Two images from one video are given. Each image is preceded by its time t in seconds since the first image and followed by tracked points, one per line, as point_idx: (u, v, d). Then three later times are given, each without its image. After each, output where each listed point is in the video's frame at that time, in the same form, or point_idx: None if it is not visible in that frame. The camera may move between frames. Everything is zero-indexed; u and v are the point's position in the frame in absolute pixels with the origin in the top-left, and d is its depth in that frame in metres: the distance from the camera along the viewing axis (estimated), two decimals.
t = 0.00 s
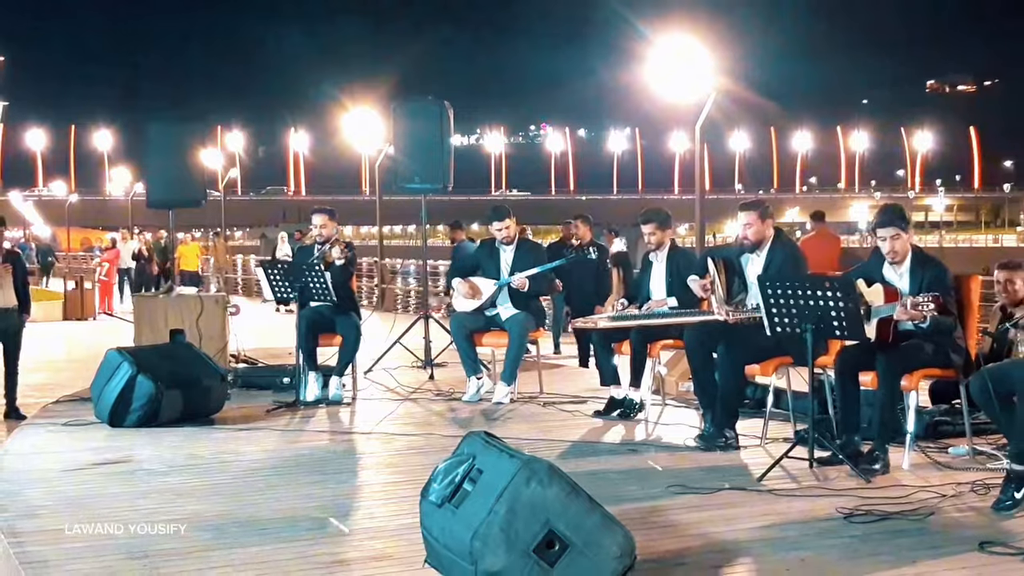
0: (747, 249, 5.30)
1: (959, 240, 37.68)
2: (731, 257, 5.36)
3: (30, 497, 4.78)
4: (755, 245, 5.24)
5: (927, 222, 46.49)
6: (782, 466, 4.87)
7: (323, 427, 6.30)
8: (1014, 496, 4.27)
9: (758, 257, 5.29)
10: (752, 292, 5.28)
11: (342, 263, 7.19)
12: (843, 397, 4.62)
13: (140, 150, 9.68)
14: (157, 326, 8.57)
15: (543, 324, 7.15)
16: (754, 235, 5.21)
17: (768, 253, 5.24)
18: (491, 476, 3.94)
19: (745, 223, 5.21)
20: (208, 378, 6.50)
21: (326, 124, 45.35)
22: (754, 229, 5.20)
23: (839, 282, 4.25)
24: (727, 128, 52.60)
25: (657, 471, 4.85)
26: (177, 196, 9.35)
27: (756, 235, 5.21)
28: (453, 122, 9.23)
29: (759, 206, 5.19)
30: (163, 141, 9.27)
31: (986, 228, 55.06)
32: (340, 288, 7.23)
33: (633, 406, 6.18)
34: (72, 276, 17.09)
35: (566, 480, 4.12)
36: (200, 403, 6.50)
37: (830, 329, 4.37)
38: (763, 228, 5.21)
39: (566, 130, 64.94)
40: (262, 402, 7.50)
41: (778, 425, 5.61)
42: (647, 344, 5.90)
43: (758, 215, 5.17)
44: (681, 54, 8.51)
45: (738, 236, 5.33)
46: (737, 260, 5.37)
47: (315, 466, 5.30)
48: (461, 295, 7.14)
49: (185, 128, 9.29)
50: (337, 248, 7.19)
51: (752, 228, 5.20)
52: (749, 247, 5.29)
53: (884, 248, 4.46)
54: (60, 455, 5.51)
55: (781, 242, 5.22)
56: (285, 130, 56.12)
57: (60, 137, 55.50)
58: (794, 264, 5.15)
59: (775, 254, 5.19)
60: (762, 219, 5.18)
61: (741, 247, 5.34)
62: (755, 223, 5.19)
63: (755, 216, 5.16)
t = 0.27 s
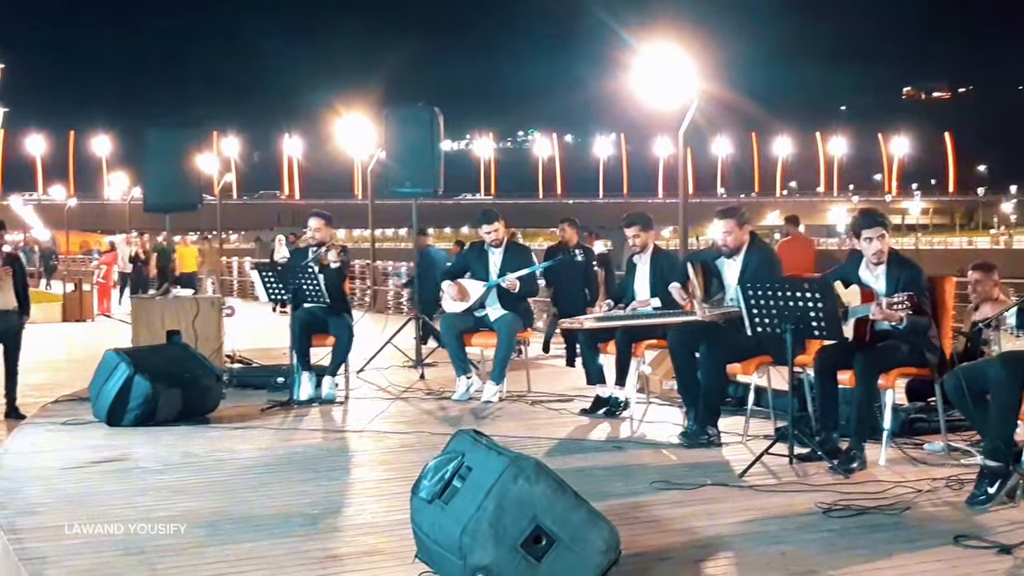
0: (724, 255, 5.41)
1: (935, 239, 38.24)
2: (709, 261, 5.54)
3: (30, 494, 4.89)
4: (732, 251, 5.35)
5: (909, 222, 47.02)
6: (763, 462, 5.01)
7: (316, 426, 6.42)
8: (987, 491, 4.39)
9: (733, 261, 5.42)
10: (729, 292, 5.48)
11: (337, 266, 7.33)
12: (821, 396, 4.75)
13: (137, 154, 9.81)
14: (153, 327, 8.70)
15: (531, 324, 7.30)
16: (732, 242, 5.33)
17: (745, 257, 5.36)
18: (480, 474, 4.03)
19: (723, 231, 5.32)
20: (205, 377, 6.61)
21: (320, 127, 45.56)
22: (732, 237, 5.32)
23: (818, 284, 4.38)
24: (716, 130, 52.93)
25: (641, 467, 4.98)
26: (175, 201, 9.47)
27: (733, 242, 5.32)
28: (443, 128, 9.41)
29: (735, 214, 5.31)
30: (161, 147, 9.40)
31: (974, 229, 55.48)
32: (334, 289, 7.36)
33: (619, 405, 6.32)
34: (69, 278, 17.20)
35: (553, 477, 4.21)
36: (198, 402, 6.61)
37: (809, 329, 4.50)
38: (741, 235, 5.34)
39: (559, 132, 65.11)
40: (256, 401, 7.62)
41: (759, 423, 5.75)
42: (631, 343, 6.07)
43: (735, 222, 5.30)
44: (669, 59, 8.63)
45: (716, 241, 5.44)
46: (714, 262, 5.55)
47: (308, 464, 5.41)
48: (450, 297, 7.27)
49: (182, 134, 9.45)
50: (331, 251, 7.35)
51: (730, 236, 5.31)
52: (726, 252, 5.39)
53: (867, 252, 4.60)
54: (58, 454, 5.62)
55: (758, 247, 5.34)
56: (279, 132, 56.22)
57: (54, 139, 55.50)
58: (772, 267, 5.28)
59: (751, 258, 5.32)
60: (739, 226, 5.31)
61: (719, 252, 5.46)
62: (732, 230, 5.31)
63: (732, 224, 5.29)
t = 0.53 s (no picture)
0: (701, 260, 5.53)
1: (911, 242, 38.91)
2: (686, 264, 5.69)
3: (27, 493, 4.99)
4: (709, 256, 5.48)
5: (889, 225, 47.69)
6: (743, 460, 5.15)
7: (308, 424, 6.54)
8: (961, 487, 4.55)
9: (709, 266, 5.55)
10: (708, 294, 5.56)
11: (324, 266, 7.49)
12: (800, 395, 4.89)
13: (132, 159, 9.92)
14: (148, 328, 8.81)
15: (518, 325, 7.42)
16: (709, 247, 5.45)
17: (721, 262, 5.49)
18: (467, 471, 4.10)
19: (699, 237, 5.42)
20: (199, 377, 6.72)
21: (311, 130, 45.77)
22: (707, 243, 5.43)
23: (797, 286, 4.51)
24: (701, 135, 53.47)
25: (626, 465, 5.11)
26: (168, 205, 9.60)
27: (709, 248, 5.45)
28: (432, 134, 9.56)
29: (709, 219, 5.40)
30: (155, 152, 9.53)
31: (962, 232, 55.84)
32: (323, 290, 7.50)
33: (604, 404, 6.50)
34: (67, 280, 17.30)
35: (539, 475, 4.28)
36: (191, 402, 6.72)
37: (788, 330, 4.63)
38: (716, 240, 5.46)
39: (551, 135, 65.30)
40: (249, 401, 7.73)
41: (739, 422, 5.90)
42: (616, 344, 6.20)
43: (709, 228, 5.39)
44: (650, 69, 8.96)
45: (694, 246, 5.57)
46: (692, 267, 5.68)
47: (300, 462, 5.53)
48: (439, 299, 7.38)
49: (176, 141, 9.57)
50: (320, 252, 7.54)
51: (706, 242, 5.43)
52: (703, 258, 5.53)
53: (844, 255, 4.73)
54: (55, 452, 5.72)
55: (734, 251, 5.47)
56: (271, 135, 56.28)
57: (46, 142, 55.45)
58: (750, 270, 5.42)
59: (727, 261, 5.46)
60: (713, 231, 5.41)
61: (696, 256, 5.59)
62: (706, 236, 5.42)
63: (705, 231, 5.38)
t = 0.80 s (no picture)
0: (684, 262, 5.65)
1: (888, 246, 39.18)
2: (669, 267, 5.81)
3: (26, 490, 5.10)
4: (692, 259, 5.59)
5: (870, 229, 48.01)
6: (725, 458, 5.28)
7: (300, 423, 6.67)
8: (936, 484, 4.67)
9: (692, 268, 5.67)
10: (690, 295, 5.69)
11: (321, 268, 7.66)
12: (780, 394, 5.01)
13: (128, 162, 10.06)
14: (145, 329, 8.94)
15: (507, 326, 7.58)
16: (692, 250, 5.56)
17: (703, 264, 5.61)
18: (455, 468, 4.14)
19: (682, 241, 5.53)
20: (194, 377, 6.83)
21: (304, 133, 45.90)
22: (690, 246, 5.53)
23: (777, 287, 4.62)
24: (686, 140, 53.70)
25: (611, 462, 5.24)
26: (163, 209, 9.72)
27: (692, 251, 5.55)
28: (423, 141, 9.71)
29: (690, 223, 5.52)
30: (151, 156, 9.65)
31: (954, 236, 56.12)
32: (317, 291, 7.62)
33: (589, 403, 6.64)
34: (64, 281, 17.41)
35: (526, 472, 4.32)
36: (186, 401, 6.83)
37: (769, 330, 4.75)
38: (698, 243, 5.57)
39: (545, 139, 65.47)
40: (243, 400, 7.85)
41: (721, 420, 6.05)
42: (600, 345, 6.43)
43: (691, 232, 5.50)
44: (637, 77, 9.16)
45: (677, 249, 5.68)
46: (674, 269, 5.82)
47: (292, 460, 5.65)
48: (428, 301, 7.54)
49: (171, 145, 9.71)
50: (317, 253, 7.71)
51: (689, 245, 5.53)
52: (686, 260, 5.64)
53: (823, 258, 4.86)
54: (52, 450, 5.83)
55: (716, 253, 5.59)
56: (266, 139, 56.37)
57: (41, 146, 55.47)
58: (731, 272, 5.54)
59: (709, 264, 5.58)
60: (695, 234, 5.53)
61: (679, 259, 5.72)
62: (689, 240, 5.52)
63: (688, 235, 5.49)
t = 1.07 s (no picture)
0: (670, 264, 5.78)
1: (868, 247, 39.42)
2: (656, 269, 5.95)
3: (24, 487, 5.20)
4: (677, 260, 5.72)
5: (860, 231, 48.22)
6: (709, 455, 5.42)
7: (293, 422, 6.80)
8: (914, 481, 4.83)
9: (677, 270, 5.81)
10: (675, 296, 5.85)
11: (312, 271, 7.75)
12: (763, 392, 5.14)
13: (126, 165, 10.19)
14: (141, 329, 9.05)
15: (495, 326, 7.74)
16: (677, 252, 5.68)
17: (688, 265, 5.74)
18: (444, 466, 4.18)
19: (668, 244, 5.65)
20: (189, 376, 6.95)
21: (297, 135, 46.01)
22: (676, 248, 5.66)
23: (760, 289, 4.73)
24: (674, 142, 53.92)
25: (597, 460, 5.36)
26: (159, 212, 9.80)
27: (678, 252, 5.68)
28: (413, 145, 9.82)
29: (677, 225, 5.64)
30: (147, 160, 9.76)
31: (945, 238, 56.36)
32: (308, 292, 7.70)
33: (576, 402, 6.80)
34: (62, 282, 17.49)
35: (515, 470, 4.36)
36: (182, 399, 6.93)
37: (751, 331, 4.85)
38: (684, 245, 5.69)
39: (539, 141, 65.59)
40: (237, 399, 7.95)
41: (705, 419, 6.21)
42: (588, 345, 6.55)
43: (677, 234, 5.63)
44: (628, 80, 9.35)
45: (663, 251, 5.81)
46: (660, 270, 5.96)
47: (285, 459, 5.76)
48: (420, 302, 7.72)
49: (167, 149, 9.83)
50: (310, 256, 7.81)
51: (675, 247, 5.66)
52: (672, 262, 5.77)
53: (805, 259, 4.97)
54: (50, 448, 5.93)
55: (701, 255, 5.72)
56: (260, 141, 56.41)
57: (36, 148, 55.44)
58: (715, 273, 5.67)
59: (694, 265, 5.70)
60: (681, 237, 5.65)
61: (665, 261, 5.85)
62: (676, 242, 5.65)
63: (673, 237, 5.62)
